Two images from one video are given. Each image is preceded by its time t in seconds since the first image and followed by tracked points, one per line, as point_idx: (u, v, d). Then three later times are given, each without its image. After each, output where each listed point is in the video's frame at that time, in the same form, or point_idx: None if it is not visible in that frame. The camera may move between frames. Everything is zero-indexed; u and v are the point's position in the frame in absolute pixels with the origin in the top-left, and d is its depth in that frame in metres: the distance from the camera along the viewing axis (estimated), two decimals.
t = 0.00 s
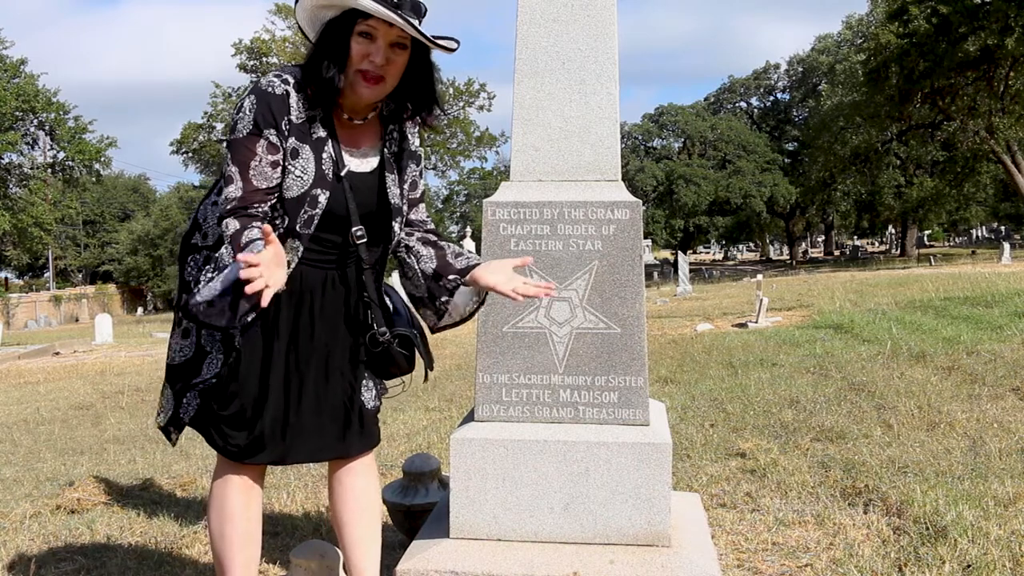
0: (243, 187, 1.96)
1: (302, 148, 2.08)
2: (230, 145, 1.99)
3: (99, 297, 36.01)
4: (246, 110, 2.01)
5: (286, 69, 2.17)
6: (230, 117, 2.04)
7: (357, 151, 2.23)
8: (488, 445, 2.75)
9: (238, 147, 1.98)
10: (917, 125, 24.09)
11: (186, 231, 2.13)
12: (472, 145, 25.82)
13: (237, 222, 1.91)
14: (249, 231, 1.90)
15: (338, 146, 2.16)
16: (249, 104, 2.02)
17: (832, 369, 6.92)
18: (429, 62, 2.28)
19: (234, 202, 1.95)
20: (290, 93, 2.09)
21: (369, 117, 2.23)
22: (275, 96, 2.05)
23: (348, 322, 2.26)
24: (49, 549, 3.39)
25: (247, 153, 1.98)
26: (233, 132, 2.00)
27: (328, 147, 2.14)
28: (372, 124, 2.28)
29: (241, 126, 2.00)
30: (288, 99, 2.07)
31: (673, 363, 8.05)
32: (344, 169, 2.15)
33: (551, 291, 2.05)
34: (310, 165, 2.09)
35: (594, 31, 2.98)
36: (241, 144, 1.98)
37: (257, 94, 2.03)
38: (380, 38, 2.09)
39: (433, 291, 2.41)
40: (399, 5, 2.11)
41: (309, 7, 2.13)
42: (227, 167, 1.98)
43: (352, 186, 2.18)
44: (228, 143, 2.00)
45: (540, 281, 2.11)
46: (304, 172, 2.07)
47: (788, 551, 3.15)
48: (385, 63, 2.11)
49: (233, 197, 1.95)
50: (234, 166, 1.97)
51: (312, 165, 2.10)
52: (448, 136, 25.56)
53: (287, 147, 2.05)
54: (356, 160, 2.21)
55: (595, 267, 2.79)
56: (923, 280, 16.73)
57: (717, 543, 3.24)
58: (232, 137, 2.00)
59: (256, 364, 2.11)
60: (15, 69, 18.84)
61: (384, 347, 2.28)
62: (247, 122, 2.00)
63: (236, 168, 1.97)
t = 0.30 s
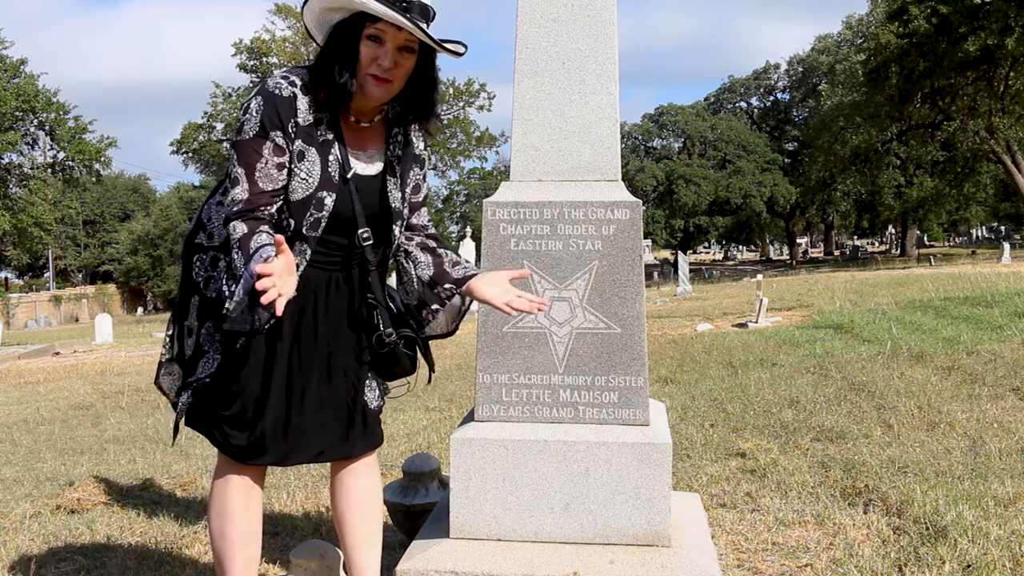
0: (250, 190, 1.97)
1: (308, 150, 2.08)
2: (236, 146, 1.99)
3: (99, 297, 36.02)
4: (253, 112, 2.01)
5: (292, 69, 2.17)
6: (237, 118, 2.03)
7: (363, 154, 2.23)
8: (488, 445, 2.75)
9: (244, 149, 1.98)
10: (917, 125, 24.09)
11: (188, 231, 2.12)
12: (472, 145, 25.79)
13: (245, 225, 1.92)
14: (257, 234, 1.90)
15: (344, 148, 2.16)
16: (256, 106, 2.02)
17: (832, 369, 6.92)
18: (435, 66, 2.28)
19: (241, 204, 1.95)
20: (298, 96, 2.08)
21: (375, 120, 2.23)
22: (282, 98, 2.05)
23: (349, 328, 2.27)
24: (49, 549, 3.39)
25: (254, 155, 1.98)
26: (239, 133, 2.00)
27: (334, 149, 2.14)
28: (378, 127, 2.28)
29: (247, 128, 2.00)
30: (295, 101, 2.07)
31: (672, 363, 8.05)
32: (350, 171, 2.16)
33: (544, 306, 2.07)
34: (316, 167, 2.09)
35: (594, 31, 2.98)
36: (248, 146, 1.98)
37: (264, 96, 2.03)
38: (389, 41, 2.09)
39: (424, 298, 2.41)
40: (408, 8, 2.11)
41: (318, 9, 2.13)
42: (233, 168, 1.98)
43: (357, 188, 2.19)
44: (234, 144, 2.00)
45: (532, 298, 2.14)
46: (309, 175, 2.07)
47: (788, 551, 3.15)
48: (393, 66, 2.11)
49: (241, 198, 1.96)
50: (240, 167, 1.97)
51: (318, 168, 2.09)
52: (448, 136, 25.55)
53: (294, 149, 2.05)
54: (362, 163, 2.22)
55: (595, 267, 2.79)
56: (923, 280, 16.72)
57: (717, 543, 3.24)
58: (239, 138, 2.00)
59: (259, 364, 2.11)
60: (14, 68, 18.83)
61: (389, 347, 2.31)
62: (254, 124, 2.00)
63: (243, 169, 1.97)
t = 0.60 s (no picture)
0: (249, 187, 1.98)
1: (309, 147, 2.08)
2: (236, 144, 2.00)
3: (99, 297, 36.02)
4: (254, 109, 2.02)
5: (293, 68, 2.17)
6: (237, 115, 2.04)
7: (363, 152, 2.23)
8: (488, 445, 2.75)
9: (245, 146, 1.99)
10: (917, 125, 24.09)
11: (192, 231, 2.14)
12: (472, 145, 25.78)
13: (245, 221, 1.93)
14: (257, 231, 1.91)
15: (346, 146, 2.16)
16: (257, 103, 2.03)
17: (832, 369, 6.92)
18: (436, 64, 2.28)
19: (241, 201, 1.96)
20: (298, 93, 2.09)
21: (376, 118, 2.23)
22: (283, 95, 2.05)
23: (354, 327, 2.26)
24: (49, 549, 3.39)
25: (254, 152, 1.99)
26: (240, 130, 2.01)
27: (336, 147, 2.14)
28: (378, 126, 2.28)
29: (247, 125, 2.00)
30: (296, 98, 2.08)
31: (672, 363, 8.05)
32: (352, 169, 2.16)
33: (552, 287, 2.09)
34: (317, 164, 2.09)
35: (593, 32, 2.98)
36: (249, 143, 1.99)
37: (265, 92, 2.04)
38: (393, 42, 2.09)
39: (437, 291, 2.41)
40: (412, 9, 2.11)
41: (320, 9, 2.13)
42: (234, 165, 1.99)
43: (359, 186, 2.19)
44: (234, 141, 2.01)
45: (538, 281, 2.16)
46: (310, 172, 2.07)
47: (788, 551, 3.15)
48: (396, 67, 2.12)
49: (241, 195, 1.96)
50: (240, 164, 1.99)
51: (319, 164, 2.09)
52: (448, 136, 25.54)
53: (294, 145, 2.06)
54: (362, 160, 2.21)
55: (595, 267, 2.79)
56: (923, 280, 16.73)
57: (718, 544, 3.24)
58: (240, 134, 2.01)
59: (261, 365, 2.11)
60: (14, 68, 18.83)
61: (397, 345, 2.32)
62: (255, 120, 2.00)
63: (243, 167, 1.98)
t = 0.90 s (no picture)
0: (252, 194, 1.98)
1: (307, 151, 2.08)
2: (236, 152, 2.01)
3: (99, 297, 36.03)
4: (251, 116, 2.03)
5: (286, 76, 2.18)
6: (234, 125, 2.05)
7: (363, 155, 2.23)
8: (488, 445, 2.75)
9: (244, 154, 1.99)
10: (917, 125, 24.08)
11: (198, 245, 2.15)
12: (472, 145, 25.78)
13: (249, 230, 1.94)
14: (263, 238, 1.92)
15: (344, 148, 2.17)
16: (253, 111, 2.03)
17: (832, 369, 6.92)
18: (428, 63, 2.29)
19: (247, 211, 1.96)
20: (293, 98, 2.09)
21: (372, 121, 2.24)
22: (278, 101, 2.06)
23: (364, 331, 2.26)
24: (49, 549, 3.39)
25: (253, 159, 1.99)
26: (238, 140, 2.02)
27: (334, 151, 2.14)
28: (376, 128, 2.28)
29: (245, 134, 2.01)
30: (291, 103, 2.08)
31: (672, 363, 8.05)
32: (352, 171, 2.17)
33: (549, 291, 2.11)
34: (316, 168, 2.09)
35: (593, 32, 2.98)
36: (248, 152, 1.99)
37: (260, 101, 2.05)
38: (382, 43, 2.09)
39: (431, 295, 2.37)
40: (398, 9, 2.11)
41: (308, 15, 2.14)
42: (235, 175, 2.00)
43: (360, 188, 2.19)
44: (234, 151, 2.01)
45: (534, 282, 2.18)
46: (311, 176, 2.08)
47: (788, 551, 3.15)
48: (386, 67, 2.12)
49: (246, 203, 1.97)
50: (241, 173, 1.99)
51: (318, 168, 2.10)
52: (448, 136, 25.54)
53: (292, 151, 2.06)
54: (362, 163, 2.22)
55: (595, 267, 2.79)
56: (923, 280, 16.73)
57: (717, 543, 3.24)
58: (238, 144, 2.01)
59: (271, 372, 2.10)
60: (15, 68, 18.84)
61: (408, 347, 2.32)
62: (252, 129, 2.01)
63: (243, 175, 1.99)
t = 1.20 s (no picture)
0: (257, 193, 1.99)
1: (308, 149, 2.08)
2: (239, 151, 2.02)
3: (99, 297, 36.02)
4: (252, 115, 2.04)
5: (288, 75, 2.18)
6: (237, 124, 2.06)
7: (365, 153, 2.23)
8: (488, 445, 2.75)
9: (247, 152, 2.00)
10: (917, 125, 24.08)
11: (200, 243, 2.17)
12: (472, 145, 25.77)
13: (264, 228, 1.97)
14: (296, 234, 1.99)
15: (344, 146, 2.17)
16: (255, 109, 2.04)
17: (832, 370, 6.93)
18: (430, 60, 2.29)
19: (252, 210, 1.97)
20: (294, 95, 2.10)
21: (374, 119, 2.24)
22: (279, 99, 2.07)
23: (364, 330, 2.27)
24: (48, 549, 3.39)
25: (257, 157, 2.01)
26: (241, 137, 2.03)
27: (335, 149, 2.14)
28: (377, 126, 2.28)
29: (248, 131, 2.03)
30: (292, 101, 2.09)
31: (672, 363, 8.06)
32: (352, 170, 2.17)
33: (475, 285, 2.10)
34: (317, 166, 2.09)
35: (593, 32, 2.97)
36: (250, 150, 2.01)
37: (262, 99, 2.05)
38: (381, 40, 2.10)
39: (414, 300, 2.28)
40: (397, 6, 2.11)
41: (309, 13, 2.14)
42: (238, 173, 2.00)
43: (360, 187, 2.19)
44: (237, 149, 2.02)
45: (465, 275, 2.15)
46: (311, 174, 2.08)
47: (788, 551, 3.15)
48: (387, 64, 2.12)
49: (251, 203, 1.98)
50: (245, 171, 2.00)
51: (319, 166, 2.10)
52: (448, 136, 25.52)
53: (295, 148, 2.07)
54: (363, 161, 2.22)
55: (595, 267, 2.79)
56: (923, 280, 16.73)
57: (717, 544, 3.24)
58: (241, 142, 2.02)
59: (272, 370, 2.11)
60: (15, 68, 18.84)
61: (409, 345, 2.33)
62: (254, 126, 2.02)
63: (248, 173, 1.99)
